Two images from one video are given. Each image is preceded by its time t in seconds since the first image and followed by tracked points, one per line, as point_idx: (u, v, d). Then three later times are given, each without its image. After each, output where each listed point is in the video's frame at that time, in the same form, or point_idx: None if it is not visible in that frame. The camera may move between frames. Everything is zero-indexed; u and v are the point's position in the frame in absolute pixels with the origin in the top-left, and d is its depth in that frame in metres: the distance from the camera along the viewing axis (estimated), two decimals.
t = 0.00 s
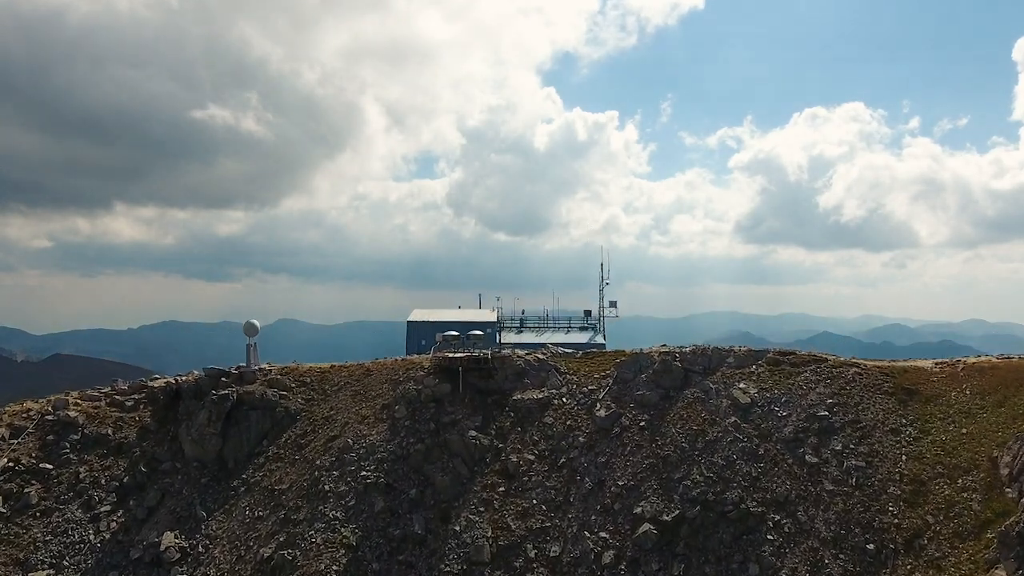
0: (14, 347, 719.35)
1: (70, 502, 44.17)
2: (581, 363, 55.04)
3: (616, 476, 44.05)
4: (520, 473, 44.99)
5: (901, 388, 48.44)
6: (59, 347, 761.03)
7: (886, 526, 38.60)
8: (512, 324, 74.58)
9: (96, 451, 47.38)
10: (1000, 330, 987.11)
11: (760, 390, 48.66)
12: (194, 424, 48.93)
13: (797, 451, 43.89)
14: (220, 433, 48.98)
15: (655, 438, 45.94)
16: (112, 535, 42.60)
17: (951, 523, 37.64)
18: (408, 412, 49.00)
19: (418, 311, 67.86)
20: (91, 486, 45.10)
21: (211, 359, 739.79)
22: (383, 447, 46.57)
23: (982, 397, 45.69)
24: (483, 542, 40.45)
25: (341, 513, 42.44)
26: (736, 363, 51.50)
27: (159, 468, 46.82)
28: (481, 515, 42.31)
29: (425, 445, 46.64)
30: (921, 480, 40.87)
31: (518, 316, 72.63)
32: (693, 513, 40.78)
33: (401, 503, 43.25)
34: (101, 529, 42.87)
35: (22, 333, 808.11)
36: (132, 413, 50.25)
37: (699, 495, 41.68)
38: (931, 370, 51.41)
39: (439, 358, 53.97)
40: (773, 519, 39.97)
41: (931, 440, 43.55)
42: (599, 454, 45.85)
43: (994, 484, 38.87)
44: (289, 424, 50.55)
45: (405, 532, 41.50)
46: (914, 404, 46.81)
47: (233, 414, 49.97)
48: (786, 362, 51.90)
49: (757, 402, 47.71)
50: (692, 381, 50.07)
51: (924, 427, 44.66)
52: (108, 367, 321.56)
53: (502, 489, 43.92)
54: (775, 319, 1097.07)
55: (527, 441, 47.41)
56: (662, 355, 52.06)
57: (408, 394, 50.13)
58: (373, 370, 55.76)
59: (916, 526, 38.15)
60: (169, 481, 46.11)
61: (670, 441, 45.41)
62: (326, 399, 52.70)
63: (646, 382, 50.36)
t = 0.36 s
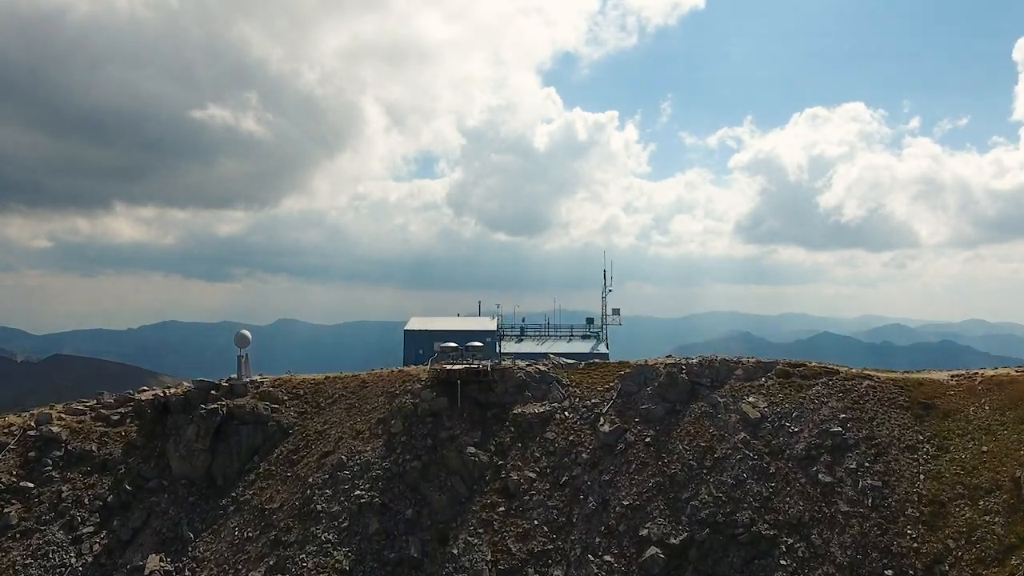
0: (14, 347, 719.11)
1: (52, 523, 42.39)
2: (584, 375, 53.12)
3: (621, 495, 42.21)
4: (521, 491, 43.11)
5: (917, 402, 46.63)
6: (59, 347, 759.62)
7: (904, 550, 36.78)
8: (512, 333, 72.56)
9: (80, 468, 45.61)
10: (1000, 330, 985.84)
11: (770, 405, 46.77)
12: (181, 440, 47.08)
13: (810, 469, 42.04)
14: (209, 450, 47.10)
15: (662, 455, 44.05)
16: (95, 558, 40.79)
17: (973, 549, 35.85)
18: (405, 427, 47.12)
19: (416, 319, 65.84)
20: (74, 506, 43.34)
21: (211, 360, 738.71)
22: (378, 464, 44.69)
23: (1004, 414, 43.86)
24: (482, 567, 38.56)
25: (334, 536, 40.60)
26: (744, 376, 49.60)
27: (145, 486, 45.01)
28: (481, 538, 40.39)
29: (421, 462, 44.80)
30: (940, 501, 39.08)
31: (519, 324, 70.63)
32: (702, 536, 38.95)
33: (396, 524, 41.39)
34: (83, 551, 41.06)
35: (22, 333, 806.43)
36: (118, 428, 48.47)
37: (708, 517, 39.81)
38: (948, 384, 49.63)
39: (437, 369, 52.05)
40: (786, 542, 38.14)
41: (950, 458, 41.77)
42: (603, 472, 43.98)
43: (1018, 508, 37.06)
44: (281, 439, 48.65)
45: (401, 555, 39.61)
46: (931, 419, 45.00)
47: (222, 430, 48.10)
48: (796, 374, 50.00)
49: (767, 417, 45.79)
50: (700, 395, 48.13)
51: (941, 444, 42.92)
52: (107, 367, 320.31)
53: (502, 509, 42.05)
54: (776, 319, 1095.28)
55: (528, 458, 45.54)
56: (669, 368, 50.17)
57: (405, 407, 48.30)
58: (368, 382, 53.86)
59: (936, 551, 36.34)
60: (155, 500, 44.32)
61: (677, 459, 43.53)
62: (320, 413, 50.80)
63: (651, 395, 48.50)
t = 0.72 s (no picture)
0: (13, 347, 718.09)
1: (29, 550, 40.33)
2: (587, 390, 50.97)
3: (628, 520, 40.07)
4: (522, 516, 40.99)
5: (937, 421, 44.56)
6: (59, 348, 757.61)
7: None
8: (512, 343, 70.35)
9: (60, 490, 43.63)
10: (1001, 330, 983.86)
11: (783, 423, 44.66)
12: (167, 460, 44.92)
13: (826, 494, 39.91)
14: (195, 470, 44.91)
15: (670, 477, 41.92)
16: None
17: None
18: (401, 446, 45.00)
19: (414, 328, 63.48)
20: (53, 531, 41.29)
21: (211, 360, 736.89)
22: (372, 487, 42.61)
23: None
24: None
25: (324, 564, 38.52)
26: (754, 393, 47.51)
27: (128, 509, 42.95)
28: (479, 567, 38.27)
29: (417, 484, 42.74)
30: (966, 528, 36.92)
31: (520, 334, 68.41)
32: (713, 566, 36.84)
33: (391, 551, 39.32)
34: None
35: (21, 333, 804.49)
36: (101, 448, 46.48)
37: (719, 545, 37.73)
38: (967, 401, 47.56)
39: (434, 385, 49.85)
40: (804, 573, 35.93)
41: (972, 481, 39.74)
42: (607, 495, 41.87)
43: None
44: (271, 458, 46.50)
45: None
46: (952, 439, 43.02)
47: (209, 449, 45.89)
48: (809, 390, 47.90)
49: (780, 437, 43.71)
50: (709, 413, 46.02)
51: (964, 467, 40.80)
52: (106, 368, 318.23)
53: (503, 535, 39.87)
54: (776, 320, 1093.29)
55: (529, 479, 43.43)
56: (676, 384, 48.05)
57: (401, 426, 46.13)
58: (363, 397, 51.70)
59: None
60: (138, 524, 42.26)
61: (686, 482, 41.36)
62: (312, 431, 48.66)
63: (658, 413, 46.38)
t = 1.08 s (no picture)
0: (13, 347, 717.51)
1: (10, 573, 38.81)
2: (590, 404, 49.36)
3: (633, 543, 38.36)
4: (523, 538, 39.28)
5: (953, 437, 43.08)
6: (60, 348, 757.30)
7: None
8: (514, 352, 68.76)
9: (43, 510, 42.11)
10: (1002, 330, 982.32)
11: (793, 440, 43.08)
12: (154, 478, 43.31)
13: (840, 515, 38.33)
14: (184, 488, 43.31)
15: (677, 497, 40.31)
16: None
17: None
18: (397, 464, 43.41)
19: (411, 338, 61.85)
20: (36, 554, 39.74)
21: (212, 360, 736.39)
22: (367, 507, 40.97)
23: None
24: None
25: None
26: (763, 407, 45.96)
27: (113, 530, 41.35)
28: None
29: (414, 504, 41.10)
30: (987, 554, 35.31)
31: (520, 343, 66.76)
32: None
33: None
34: None
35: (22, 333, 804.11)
36: (87, 465, 44.98)
37: (729, 571, 36.06)
38: (984, 416, 45.96)
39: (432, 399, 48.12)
40: None
41: (993, 501, 38.10)
42: (612, 516, 40.22)
43: None
44: (263, 474, 44.90)
45: None
46: (970, 457, 41.47)
47: (199, 467, 44.33)
48: (819, 404, 46.32)
49: (791, 454, 42.11)
50: (717, 428, 44.47)
51: (984, 487, 39.19)
52: (106, 368, 316.92)
53: (503, 558, 38.16)
54: (777, 320, 1091.72)
55: (531, 499, 41.78)
56: (682, 398, 46.50)
57: (397, 442, 44.58)
58: (359, 411, 50.02)
59: None
60: (124, 546, 40.65)
61: (694, 502, 39.76)
62: (306, 446, 47.03)
63: (663, 427, 44.82)
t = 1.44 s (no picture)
0: (13, 347, 716.66)
1: None
2: (592, 418, 47.92)
3: (638, 567, 36.91)
4: (524, 561, 37.81)
5: (968, 455, 41.70)
6: (60, 348, 756.63)
7: None
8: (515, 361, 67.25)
9: (27, 530, 40.68)
10: (1002, 330, 981.38)
11: (802, 457, 41.68)
12: (142, 497, 41.92)
13: (852, 537, 36.86)
14: (172, 507, 41.86)
15: (683, 518, 38.85)
16: None
17: None
18: (394, 482, 41.97)
19: (410, 346, 60.45)
20: None
21: (212, 361, 735.60)
22: (361, 528, 39.52)
23: None
24: None
25: None
26: (771, 422, 44.59)
27: (99, 551, 39.92)
28: None
29: (410, 525, 39.67)
30: None
31: (521, 352, 65.25)
32: None
33: None
34: None
35: (22, 333, 803.03)
36: (73, 483, 43.60)
37: None
38: (999, 432, 44.56)
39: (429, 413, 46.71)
40: None
41: (1012, 523, 36.62)
42: (616, 537, 38.77)
43: None
44: (255, 493, 43.44)
45: None
46: (986, 476, 40.02)
47: (188, 485, 42.88)
48: (829, 419, 44.93)
49: (801, 473, 40.70)
50: (724, 444, 43.07)
51: (1001, 507, 37.78)
52: (106, 368, 315.48)
53: None
54: (776, 319, 1090.60)
55: (532, 519, 40.28)
56: (687, 413, 45.10)
57: (394, 459, 43.11)
58: (353, 425, 48.57)
59: None
60: (110, 568, 39.22)
61: (701, 523, 38.26)
62: (299, 462, 45.63)
63: (667, 443, 43.48)
